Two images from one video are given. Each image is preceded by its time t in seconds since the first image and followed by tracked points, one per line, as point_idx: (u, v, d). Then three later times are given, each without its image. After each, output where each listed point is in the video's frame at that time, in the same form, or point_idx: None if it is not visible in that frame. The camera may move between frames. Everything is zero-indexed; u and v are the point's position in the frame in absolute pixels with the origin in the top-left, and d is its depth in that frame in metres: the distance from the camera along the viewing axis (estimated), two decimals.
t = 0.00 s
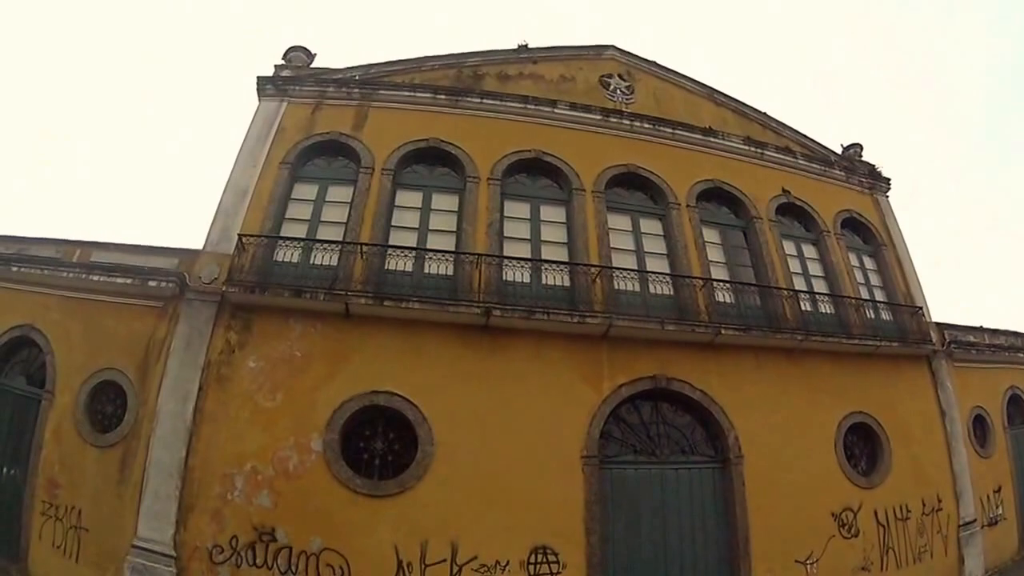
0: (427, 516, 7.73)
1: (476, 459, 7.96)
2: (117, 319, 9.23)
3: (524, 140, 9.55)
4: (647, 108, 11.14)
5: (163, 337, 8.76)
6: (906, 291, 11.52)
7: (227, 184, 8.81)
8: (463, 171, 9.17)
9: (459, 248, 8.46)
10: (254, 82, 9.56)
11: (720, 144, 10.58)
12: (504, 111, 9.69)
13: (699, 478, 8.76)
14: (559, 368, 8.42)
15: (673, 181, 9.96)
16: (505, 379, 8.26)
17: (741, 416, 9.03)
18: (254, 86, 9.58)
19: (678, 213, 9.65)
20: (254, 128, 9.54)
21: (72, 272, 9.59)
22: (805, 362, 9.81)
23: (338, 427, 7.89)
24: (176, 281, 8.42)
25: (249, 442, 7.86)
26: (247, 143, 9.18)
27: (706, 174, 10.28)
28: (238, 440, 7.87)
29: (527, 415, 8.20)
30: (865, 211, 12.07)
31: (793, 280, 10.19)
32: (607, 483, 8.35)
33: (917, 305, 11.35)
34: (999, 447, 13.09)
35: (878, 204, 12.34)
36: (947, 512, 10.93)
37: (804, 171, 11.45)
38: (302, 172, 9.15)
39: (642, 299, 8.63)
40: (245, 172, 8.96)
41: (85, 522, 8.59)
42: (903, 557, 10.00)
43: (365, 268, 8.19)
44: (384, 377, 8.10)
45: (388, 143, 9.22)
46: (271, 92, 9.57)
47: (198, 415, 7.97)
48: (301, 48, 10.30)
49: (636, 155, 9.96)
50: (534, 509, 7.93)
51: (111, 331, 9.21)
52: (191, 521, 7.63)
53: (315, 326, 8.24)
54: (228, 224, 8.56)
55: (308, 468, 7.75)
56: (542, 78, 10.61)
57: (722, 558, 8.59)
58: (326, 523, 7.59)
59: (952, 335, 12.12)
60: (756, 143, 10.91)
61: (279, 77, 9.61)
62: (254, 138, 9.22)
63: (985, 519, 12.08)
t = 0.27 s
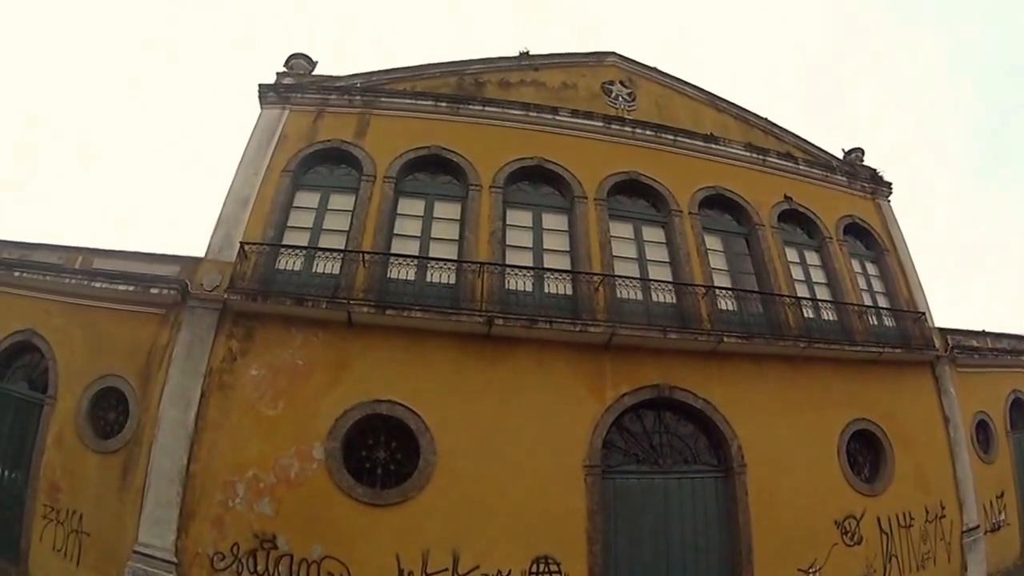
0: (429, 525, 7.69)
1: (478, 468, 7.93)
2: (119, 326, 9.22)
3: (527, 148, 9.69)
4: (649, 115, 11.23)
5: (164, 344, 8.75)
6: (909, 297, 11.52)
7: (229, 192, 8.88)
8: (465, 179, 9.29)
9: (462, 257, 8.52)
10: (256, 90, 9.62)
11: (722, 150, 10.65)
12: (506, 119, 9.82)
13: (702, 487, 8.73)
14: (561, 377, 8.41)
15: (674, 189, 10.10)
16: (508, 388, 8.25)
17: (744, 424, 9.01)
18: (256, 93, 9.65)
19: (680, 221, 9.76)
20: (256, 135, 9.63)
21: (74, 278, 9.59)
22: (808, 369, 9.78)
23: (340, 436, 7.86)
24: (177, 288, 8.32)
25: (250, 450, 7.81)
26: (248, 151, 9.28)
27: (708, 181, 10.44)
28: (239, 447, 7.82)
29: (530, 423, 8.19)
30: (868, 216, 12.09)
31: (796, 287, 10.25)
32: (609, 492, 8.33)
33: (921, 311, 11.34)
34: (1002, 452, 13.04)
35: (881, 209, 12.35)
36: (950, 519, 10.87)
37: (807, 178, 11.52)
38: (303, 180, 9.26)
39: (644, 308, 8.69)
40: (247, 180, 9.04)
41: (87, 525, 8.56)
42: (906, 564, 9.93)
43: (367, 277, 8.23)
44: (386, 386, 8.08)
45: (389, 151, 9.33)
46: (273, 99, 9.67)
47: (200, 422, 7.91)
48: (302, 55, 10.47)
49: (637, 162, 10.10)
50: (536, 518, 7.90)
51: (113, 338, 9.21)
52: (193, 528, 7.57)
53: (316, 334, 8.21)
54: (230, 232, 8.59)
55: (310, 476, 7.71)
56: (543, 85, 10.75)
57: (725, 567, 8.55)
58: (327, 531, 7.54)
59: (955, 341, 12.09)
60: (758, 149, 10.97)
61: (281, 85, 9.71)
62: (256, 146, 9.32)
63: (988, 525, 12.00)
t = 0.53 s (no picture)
0: (430, 533, 7.63)
1: (479, 476, 7.88)
2: (120, 332, 9.20)
3: (530, 155, 9.84)
4: (650, 121, 11.30)
5: (165, 350, 8.73)
6: (912, 302, 11.52)
7: (231, 198, 8.94)
8: (467, 186, 9.40)
9: (463, 264, 8.60)
10: (258, 96, 9.80)
11: (722, 157, 10.82)
12: (508, 126, 9.98)
13: (704, 495, 8.70)
14: (563, 384, 8.40)
15: (676, 195, 10.20)
16: (509, 395, 8.24)
17: (745, 432, 8.98)
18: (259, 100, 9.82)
19: (682, 228, 9.87)
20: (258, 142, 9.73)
21: (76, 284, 9.60)
22: (811, 375, 9.77)
23: (341, 443, 7.81)
24: (179, 295, 8.32)
25: (251, 456, 7.74)
26: (250, 158, 9.36)
27: (711, 188, 10.55)
28: (240, 453, 7.75)
29: (531, 431, 8.17)
30: (870, 222, 12.12)
31: (797, 293, 10.30)
32: (610, 500, 8.30)
33: (924, 317, 11.33)
34: (1005, 456, 12.96)
35: (883, 214, 12.38)
36: (952, 525, 10.70)
37: (808, 183, 11.61)
38: (305, 187, 9.34)
39: (645, 315, 8.74)
40: (248, 187, 9.10)
41: (88, 531, 8.45)
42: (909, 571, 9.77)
43: (368, 284, 8.26)
44: (388, 394, 8.06)
45: (391, 159, 9.46)
46: (275, 107, 9.82)
47: (201, 429, 7.84)
48: (304, 62, 10.60)
49: (638, 168, 10.22)
50: (537, 527, 7.85)
51: (114, 344, 9.19)
52: (193, 534, 7.48)
53: (318, 341, 8.19)
54: (232, 238, 8.64)
55: (311, 483, 7.64)
56: (546, 91, 10.83)
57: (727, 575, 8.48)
58: (329, 539, 7.47)
59: (958, 346, 12.07)
60: (759, 155, 11.12)
61: (283, 92, 9.87)
62: (258, 152, 9.41)
63: (991, 529, 11.86)
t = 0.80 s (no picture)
0: (430, 539, 7.57)
1: (480, 483, 7.85)
2: (122, 338, 9.20)
3: (532, 161, 9.88)
4: (652, 126, 11.33)
5: (167, 356, 8.73)
6: (915, 307, 11.51)
7: (232, 205, 8.98)
8: (468, 192, 9.43)
9: (464, 271, 8.61)
10: (260, 102, 9.88)
11: (724, 162, 10.85)
12: (510, 131, 10.01)
13: (705, 501, 8.67)
14: (563, 390, 8.39)
15: (677, 201, 10.21)
16: (510, 401, 8.23)
17: (747, 438, 8.95)
18: (261, 106, 9.88)
19: (683, 233, 9.88)
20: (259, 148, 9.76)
21: (78, 290, 9.61)
22: (813, 380, 9.74)
23: (341, 449, 7.78)
24: (180, 301, 8.31)
25: (252, 462, 7.70)
26: (251, 165, 9.40)
27: (713, 193, 10.56)
28: (241, 459, 7.70)
29: (532, 437, 8.15)
30: (873, 227, 12.13)
31: (800, 298, 10.30)
32: (612, 507, 8.27)
33: (926, 322, 11.32)
34: (1008, 461, 12.87)
35: (886, 219, 12.39)
36: (955, 531, 10.60)
37: (810, 188, 11.63)
38: (306, 193, 9.37)
39: (646, 321, 8.74)
40: (249, 193, 9.14)
41: (89, 536, 8.38)
42: None
43: (369, 290, 8.29)
44: (389, 400, 8.05)
45: (391, 166, 9.49)
46: (276, 113, 9.87)
47: (202, 435, 7.80)
48: (305, 68, 10.64)
49: (639, 174, 10.25)
50: (537, 533, 7.79)
51: (115, 350, 9.18)
52: (194, 540, 7.41)
53: (318, 347, 8.19)
54: (233, 244, 8.66)
55: (312, 489, 7.61)
56: (547, 97, 10.87)
57: None
58: (329, 545, 7.42)
59: (960, 351, 12.05)
60: (762, 161, 11.15)
61: (285, 98, 9.93)
62: (259, 158, 9.45)
63: (994, 535, 11.74)
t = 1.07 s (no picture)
0: (431, 545, 7.54)
1: (480, 488, 7.83)
2: (123, 343, 9.20)
3: (532, 166, 9.89)
4: (653, 131, 11.34)
5: (168, 361, 8.75)
6: (917, 311, 11.50)
7: (233, 211, 9.00)
8: (469, 197, 9.44)
9: (465, 276, 8.62)
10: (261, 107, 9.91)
11: (726, 166, 10.85)
12: (510, 136, 10.03)
13: (707, 506, 8.65)
14: (564, 395, 8.38)
15: (678, 205, 10.21)
16: (511, 406, 8.22)
17: (748, 443, 8.94)
18: (262, 111, 9.90)
19: (684, 238, 9.88)
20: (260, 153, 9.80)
21: (79, 295, 9.63)
22: (815, 384, 9.73)
23: (342, 454, 7.77)
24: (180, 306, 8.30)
25: (253, 467, 7.69)
26: (252, 170, 9.44)
27: (715, 198, 10.57)
28: (242, 464, 7.69)
29: (533, 442, 8.14)
30: (874, 230, 12.12)
31: (801, 303, 10.30)
32: (613, 512, 8.24)
33: (928, 325, 11.32)
34: (1011, 465, 12.79)
35: (887, 223, 12.39)
36: (958, 534, 10.51)
37: (811, 192, 11.64)
38: (307, 198, 9.39)
39: (647, 325, 8.74)
40: (251, 199, 9.16)
41: (90, 541, 8.33)
42: None
43: (369, 295, 8.30)
44: (389, 405, 8.05)
45: (392, 171, 9.51)
46: (278, 118, 9.90)
47: (204, 440, 7.79)
48: (306, 74, 10.69)
49: (640, 178, 10.25)
50: (538, 539, 7.76)
51: (117, 355, 9.18)
52: (195, 545, 7.38)
53: (319, 352, 8.19)
54: (234, 250, 8.67)
55: (312, 494, 7.59)
56: (548, 102, 10.90)
57: None
58: (330, 550, 7.39)
59: (962, 354, 12.02)
60: (763, 165, 11.16)
61: (286, 104, 9.95)
62: (260, 164, 9.48)
63: (996, 538, 11.66)
